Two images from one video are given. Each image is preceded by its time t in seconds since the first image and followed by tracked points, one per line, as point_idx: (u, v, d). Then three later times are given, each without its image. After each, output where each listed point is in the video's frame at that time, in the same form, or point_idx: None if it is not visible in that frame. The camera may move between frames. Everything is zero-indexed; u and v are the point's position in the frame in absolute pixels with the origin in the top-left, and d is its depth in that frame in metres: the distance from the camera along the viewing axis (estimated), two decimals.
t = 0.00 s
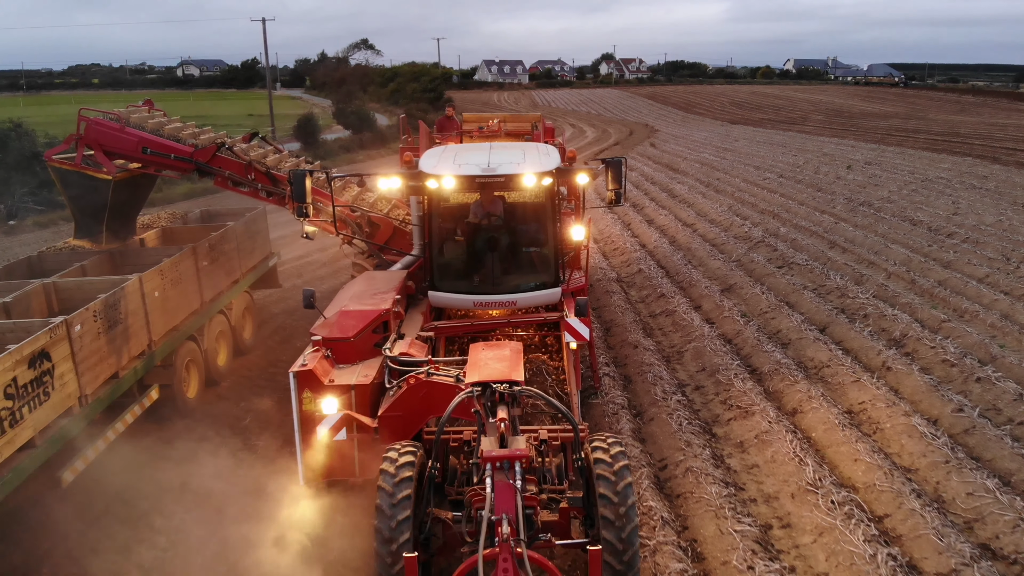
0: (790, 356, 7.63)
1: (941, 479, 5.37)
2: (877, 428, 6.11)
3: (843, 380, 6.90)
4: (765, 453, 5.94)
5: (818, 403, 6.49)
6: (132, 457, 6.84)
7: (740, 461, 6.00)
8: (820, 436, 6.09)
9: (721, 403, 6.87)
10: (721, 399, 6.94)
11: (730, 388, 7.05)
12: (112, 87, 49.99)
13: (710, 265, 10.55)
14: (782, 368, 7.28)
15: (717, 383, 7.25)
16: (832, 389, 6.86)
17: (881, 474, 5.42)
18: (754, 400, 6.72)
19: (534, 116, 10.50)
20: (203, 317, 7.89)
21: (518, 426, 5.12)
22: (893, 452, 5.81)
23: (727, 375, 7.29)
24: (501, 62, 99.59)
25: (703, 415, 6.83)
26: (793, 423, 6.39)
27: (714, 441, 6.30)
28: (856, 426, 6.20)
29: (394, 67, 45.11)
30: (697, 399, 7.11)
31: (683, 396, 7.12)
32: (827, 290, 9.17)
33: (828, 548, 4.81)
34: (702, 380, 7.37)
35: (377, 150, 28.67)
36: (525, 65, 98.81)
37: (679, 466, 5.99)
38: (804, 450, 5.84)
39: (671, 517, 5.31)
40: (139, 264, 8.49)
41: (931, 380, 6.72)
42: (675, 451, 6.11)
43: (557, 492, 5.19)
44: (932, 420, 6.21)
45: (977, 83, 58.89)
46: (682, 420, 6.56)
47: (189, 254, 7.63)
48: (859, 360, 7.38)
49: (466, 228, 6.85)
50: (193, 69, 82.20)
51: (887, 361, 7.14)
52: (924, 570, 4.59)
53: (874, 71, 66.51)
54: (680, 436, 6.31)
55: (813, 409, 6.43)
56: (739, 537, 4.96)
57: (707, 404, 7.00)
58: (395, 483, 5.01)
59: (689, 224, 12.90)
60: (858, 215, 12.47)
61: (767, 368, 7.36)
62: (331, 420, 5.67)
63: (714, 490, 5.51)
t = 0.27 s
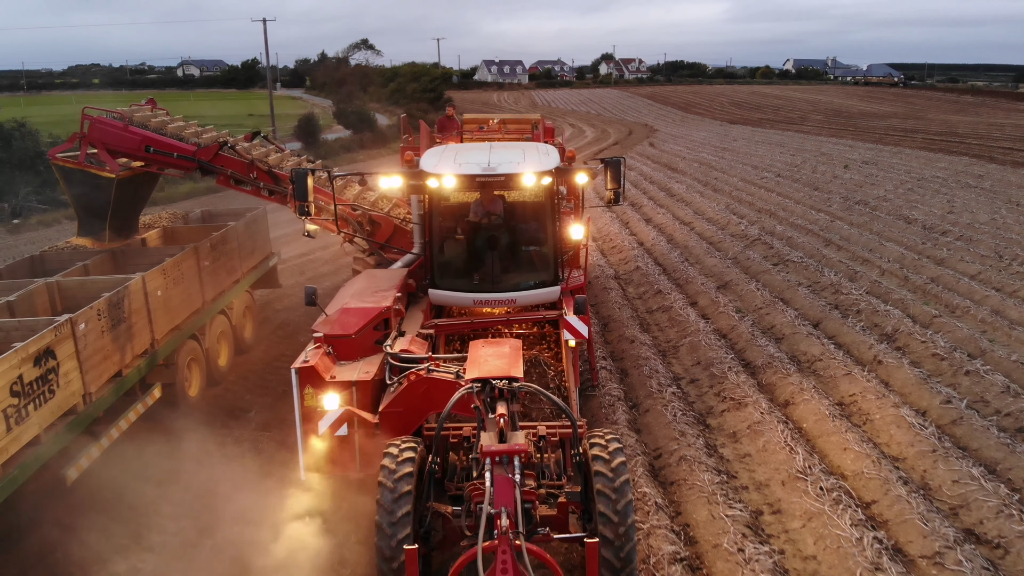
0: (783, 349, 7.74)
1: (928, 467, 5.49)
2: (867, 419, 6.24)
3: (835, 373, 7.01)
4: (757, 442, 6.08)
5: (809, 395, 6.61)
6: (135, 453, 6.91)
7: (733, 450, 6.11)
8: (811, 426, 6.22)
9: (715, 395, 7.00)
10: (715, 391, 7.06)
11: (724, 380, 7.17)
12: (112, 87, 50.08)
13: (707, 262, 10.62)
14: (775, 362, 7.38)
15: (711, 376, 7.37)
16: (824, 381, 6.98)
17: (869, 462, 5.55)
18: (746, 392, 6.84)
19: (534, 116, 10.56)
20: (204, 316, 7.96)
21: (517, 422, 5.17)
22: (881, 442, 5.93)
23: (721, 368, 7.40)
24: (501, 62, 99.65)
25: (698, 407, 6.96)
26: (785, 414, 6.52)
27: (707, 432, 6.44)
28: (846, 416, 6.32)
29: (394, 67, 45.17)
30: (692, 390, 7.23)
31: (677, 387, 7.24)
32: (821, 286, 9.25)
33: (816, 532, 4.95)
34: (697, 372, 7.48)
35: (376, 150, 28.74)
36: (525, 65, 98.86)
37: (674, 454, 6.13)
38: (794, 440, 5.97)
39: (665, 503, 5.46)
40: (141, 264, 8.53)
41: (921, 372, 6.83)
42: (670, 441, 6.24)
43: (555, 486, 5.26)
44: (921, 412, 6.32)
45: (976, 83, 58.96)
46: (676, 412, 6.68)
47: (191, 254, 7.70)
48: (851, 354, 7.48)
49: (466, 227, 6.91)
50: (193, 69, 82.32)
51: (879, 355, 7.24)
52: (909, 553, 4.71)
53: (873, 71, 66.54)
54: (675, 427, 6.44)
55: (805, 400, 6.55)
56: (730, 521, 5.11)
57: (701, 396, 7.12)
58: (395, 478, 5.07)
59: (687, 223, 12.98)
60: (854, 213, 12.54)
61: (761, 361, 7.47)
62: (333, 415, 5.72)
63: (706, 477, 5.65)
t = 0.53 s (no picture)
0: (775, 343, 7.84)
1: (915, 456, 5.60)
2: (857, 410, 6.36)
3: (826, 365, 7.13)
4: (749, 431, 6.22)
5: (801, 386, 6.73)
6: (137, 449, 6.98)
7: (725, 440, 6.27)
8: (802, 416, 6.33)
9: (708, 386, 7.12)
10: (709, 382, 7.19)
11: (718, 372, 7.29)
12: (113, 87, 50.14)
13: (703, 260, 10.69)
14: (768, 354, 7.48)
15: (705, 368, 7.48)
16: (816, 373, 7.10)
17: (858, 450, 5.68)
18: (739, 383, 6.96)
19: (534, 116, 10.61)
20: (206, 315, 8.02)
21: (516, 416, 5.22)
22: (870, 431, 6.05)
23: (715, 361, 7.51)
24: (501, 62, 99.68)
25: (692, 398, 7.08)
26: (777, 405, 6.64)
27: (701, 422, 6.57)
28: (836, 407, 6.45)
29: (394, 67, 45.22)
30: (687, 382, 7.36)
31: (672, 379, 7.36)
32: (816, 282, 9.33)
33: (804, 516, 5.10)
34: (691, 365, 7.59)
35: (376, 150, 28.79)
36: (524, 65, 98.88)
37: (667, 444, 6.26)
38: (785, 429, 6.11)
39: (659, 488, 5.62)
40: (141, 263, 8.56)
41: (911, 365, 6.94)
42: (664, 430, 6.38)
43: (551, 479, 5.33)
44: (910, 403, 6.42)
45: (975, 83, 58.98)
46: (671, 403, 6.81)
47: (193, 253, 7.76)
48: (843, 348, 7.58)
49: (466, 225, 6.97)
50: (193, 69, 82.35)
51: (869, 348, 7.34)
52: (894, 536, 4.85)
53: (873, 71, 66.54)
54: (669, 416, 6.57)
55: (796, 391, 6.67)
56: (721, 506, 5.27)
57: (695, 388, 7.24)
58: (394, 471, 5.11)
59: (684, 221, 13.04)
60: (849, 211, 12.61)
61: (754, 354, 7.58)
62: (333, 410, 5.84)
63: (699, 464, 5.81)
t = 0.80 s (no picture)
0: (769, 337, 7.92)
1: (903, 446, 5.68)
2: (847, 401, 6.45)
3: (818, 359, 7.21)
4: (742, 422, 6.32)
5: (792, 378, 6.83)
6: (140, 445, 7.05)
7: (718, 430, 6.37)
8: (793, 407, 6.43)
9: (703, 379, 7.22)
10: (703, 375, 7.28)
11: (712, 365, 7.37)
12: (114, 88, 50.22)
13: (699, 257, 10.76)
14: (761, 348, 7.56)
15: (699, 361, 7.56)
16: (808, 366, 7.19)
17: (847, 440, 5.77)
18: (732, 375, 7.06)
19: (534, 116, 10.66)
20: (207, 313, 8.09)
21: (515, 412, 5.30)
22: (860, 422, 6.14)
23: (709, 354, 7.59)
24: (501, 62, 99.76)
25: (686, 390, 7.17)
26: (770, 397, 6.73)
27: (695, 413, 6.66)
28: (827, 398, 6.54)
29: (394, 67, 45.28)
30: (681, 374, 7.46)
31: (666, 372, 7.45)
32: (810, 279, 9.40)
33: (794, 502, 5.22)
34: (686, 359, 7.67)
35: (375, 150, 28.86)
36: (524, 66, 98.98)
37: (662, 434, 6.35)
38: (776, 420, 6.21)
39: (653, 476, 5.73)
40: (143, 262, 8.62)
41: (901, 359, 7.02)
42: (658, 420, 6.48)
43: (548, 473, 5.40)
44: (899, 395, 6.50)
45: (974, 83, 58.97)
46: (665, 395, 6.90)
47: (195, 252, 7.82)
48: (835, 342, 7.67)
49: (466, 224, 7.03)
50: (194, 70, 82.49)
51: (861, 342, 7.42)
52: (881, 521, 4.96)
53: (873, 71, 66.55)
54: (664, 407, 6.66)
55: (788, 383, 6.76)
56: (713, 492, 5.39)
57: (689, 380, 7.33)
58: (395, 466, 5.19)
59: (682, 219, 13.11)
60: (845, 210, 12.68)
61: (747, 348, 7.66)
62: (334, 405, 5.80)
63: (692, 453, 5.91)
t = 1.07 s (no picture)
0: (763, 332, 8.00)
1: (891, 437, 5.76)
2: (837, 394, 6.52)
3: (810, 352, 7.29)
4: (734, 413, 6.39)
5: (784, 371, 6.91)
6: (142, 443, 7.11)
7: (712, 421, 6.44)
8: (785, 399, 6.51)
9: (697, 372, 7.30)
10: (697, 368, 7.36)
11: (706, 359, 7.45)
12: (114, 88, 50.28)
13: (696, 255, 10.82)
14: (754, 343, 7.64)
15: (694, 356, 7.64)
16: (800, 359, 7.26)
17: (837, 430, 5.85)
18: (726, 368, 7.14)
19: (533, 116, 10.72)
20: (209, 313, 8.15)
21: (513, 407, 5.37)
22: (851, 413, 6.22)
23: (704, 349, 7.66)
24: (500, 62, 99.84)
25: (681, 383, 7.25)
26: (763, 389, 6.81)
27: (689, 405, 6.74)
28: (818, 390, 6.63)
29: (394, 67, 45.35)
30: (676, 367, 7.54)
31: (661, 365, 7.53)
32: (805, 276, 9.47)
33: (784, 490, 5.32)
34: (682, 354, 7.74)
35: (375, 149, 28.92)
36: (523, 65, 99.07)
37: (656, 425, 6.43)
38: (768, 412, 6.29)
39: (647, 464, 5.83)
40: (145, 261, 8.67)
41: (892, 353, 7.09)
42: (653, 412, 6.56)
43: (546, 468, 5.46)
44: (890, 387, 6.58)
45: (973, 83, 59.02)
46: (660, 387, 6.97)
47: (197, 251, 7.88)
48: (828, 337, 7.74)
49: (465, 222, 7.09)
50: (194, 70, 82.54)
51: (853, 337, 7.50)
52: (868, 508, 5.05)
53: (872, 72, 66.61)
54: (658, 399, 6.73)
55: (780, 376, 6.84)
56: (705, 479, 5.49)
57: (684, 374, 7.40)
58: (395, 461, 5.26)
59: (680, 218, 13.18)
60: (841, 208, 12.74)
61: (741, 342, 7.74)
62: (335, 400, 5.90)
63: (685, 442, 6.00)
